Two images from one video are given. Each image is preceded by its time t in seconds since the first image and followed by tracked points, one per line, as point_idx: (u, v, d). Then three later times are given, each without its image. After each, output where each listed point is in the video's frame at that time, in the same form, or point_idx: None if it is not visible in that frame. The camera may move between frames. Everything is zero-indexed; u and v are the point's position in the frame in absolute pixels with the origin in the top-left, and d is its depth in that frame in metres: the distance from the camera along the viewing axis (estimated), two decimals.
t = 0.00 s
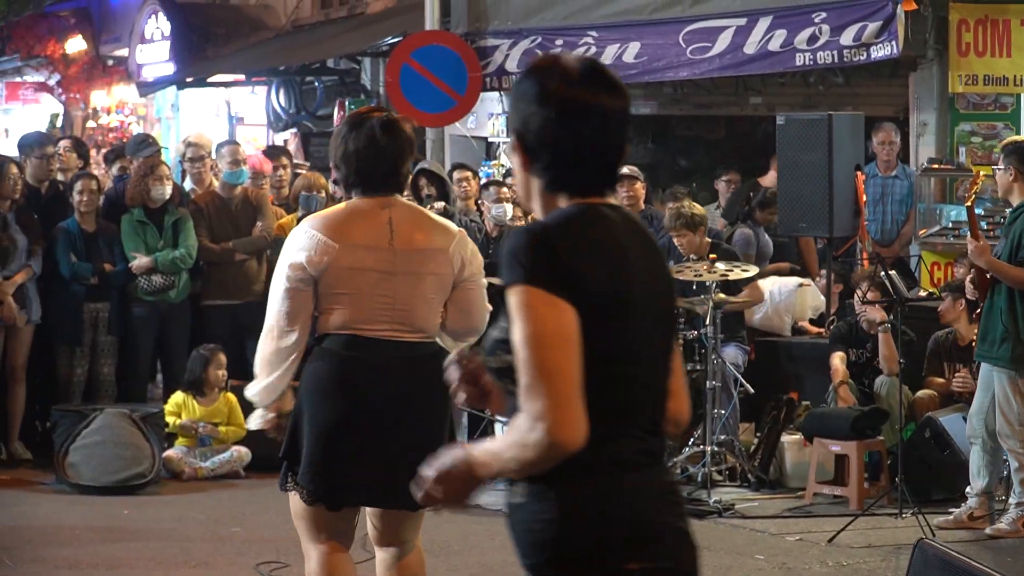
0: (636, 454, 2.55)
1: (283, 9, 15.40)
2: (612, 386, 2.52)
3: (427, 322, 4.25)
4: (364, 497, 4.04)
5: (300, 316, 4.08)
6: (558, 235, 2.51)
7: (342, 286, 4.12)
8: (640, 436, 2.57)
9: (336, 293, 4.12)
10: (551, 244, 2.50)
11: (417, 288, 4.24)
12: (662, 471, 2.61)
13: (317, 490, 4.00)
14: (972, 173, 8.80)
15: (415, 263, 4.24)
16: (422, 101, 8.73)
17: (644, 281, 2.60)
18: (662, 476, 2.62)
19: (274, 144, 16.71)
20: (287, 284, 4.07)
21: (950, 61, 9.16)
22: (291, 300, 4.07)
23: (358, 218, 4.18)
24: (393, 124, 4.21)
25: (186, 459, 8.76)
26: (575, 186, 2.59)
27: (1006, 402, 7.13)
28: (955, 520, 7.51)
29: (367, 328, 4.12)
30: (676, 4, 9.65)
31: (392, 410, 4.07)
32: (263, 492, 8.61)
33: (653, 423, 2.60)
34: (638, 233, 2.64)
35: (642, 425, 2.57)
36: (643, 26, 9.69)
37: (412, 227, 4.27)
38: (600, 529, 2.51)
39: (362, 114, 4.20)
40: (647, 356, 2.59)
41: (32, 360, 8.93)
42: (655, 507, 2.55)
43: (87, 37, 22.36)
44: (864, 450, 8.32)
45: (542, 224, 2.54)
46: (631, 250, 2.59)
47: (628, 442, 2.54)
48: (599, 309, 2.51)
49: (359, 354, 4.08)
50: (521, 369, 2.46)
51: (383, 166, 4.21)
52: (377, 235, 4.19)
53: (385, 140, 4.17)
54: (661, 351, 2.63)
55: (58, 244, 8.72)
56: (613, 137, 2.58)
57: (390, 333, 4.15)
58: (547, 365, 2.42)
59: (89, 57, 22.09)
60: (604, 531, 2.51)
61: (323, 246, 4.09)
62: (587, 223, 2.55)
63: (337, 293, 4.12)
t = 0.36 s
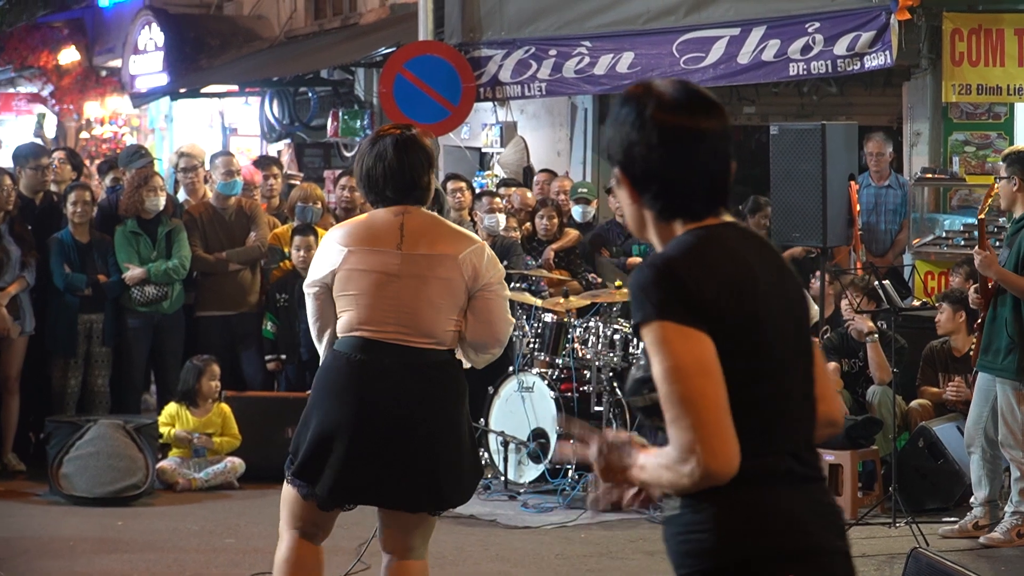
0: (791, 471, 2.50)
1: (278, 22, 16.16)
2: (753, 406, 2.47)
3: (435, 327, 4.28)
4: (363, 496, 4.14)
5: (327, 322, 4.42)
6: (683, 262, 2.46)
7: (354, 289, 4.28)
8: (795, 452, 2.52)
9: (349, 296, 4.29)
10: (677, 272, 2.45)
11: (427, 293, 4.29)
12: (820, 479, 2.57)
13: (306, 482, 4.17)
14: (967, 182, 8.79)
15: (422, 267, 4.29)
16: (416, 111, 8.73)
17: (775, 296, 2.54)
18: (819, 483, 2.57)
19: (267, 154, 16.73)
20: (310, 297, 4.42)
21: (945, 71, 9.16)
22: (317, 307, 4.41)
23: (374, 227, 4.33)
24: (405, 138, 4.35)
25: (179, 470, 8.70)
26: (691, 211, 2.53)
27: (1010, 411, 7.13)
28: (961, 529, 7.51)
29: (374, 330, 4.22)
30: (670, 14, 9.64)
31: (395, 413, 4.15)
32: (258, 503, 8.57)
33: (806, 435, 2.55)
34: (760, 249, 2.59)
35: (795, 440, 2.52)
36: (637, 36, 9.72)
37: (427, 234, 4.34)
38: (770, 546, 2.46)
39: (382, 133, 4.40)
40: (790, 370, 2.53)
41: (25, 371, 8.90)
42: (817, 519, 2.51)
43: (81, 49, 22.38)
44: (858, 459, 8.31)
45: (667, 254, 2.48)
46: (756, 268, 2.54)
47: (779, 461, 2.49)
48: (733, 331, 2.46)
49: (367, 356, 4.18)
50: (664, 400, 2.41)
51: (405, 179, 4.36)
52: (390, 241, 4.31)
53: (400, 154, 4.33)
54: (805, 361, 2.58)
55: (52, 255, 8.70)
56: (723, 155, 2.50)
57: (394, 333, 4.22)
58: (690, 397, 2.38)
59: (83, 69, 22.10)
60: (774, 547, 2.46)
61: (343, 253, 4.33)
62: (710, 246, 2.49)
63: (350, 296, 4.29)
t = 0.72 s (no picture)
0: (823, 467, 2.58)
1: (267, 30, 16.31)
2: (784, 400, 2.58)
3: (424, 335, 4.26)
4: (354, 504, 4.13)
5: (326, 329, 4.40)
6: (724, 262, 2.59)
7: (347, 297, 4.29)
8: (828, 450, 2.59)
9: (342, 303, 4.31)
10: (718, 273, 2.57)
11: (417, 300, 4.27)
12: (858, 481, 2.62)
13: (302, 490, 4.19)
14: (955, 192, 8.80)
15: (414, 275, 4.29)
16: (405, 121, 8.74)
17: (816, 299, 2.64)
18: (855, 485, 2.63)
19: (256, 162, 16.76)
20: (308, 309, 4.40)
21: (933, 81, 9.20)
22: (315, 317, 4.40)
23: (368, 237, 4.35)
24: (405, 147, 4.35)
25: (167, 479, 8.69)
26: (756, 212, 2.65)
27: (998, 422, 7.09)
28: (951, 539, 7.55)
29: (366, 338, 4.23)
30: (660, 23, 9.73)
31: (384, 420, 4.14)
32: (246, 511, 8.55)
33: (844, 433, 2.62)
34: (813, 252, 2.69)
35: (826, 441, 2.59)
36: (627, 45, 9.72)
37: (420, 242, 4.33)
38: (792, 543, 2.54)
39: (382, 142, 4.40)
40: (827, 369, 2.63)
41: (13, 379, 8.88)
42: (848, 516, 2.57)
43: (70, 57, 22.42)
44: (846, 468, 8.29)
45: (712, 253, 2.61)
46: (798, 271, 2.64)
47: (809, 457, 2.57)
48: (764, 331, 2.58)
49: (359, 364, 4.19)
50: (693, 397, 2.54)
51: (407, 185, 4.36)
52: (382, 249, 4.32)
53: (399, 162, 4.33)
54: (850, 363, 2.66)
55: (40, 262, 8.68)
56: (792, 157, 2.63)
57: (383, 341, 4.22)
58: (713, 390, 2.50)
59: (72, 77, 22.14)
60: (798, 544, 2.53)
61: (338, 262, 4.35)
62: (755, 249, 2.61)
63: (343, 303, 4.30)
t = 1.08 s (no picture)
0: (824, 472, 2.83)
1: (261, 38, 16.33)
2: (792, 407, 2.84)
3: (421, 340, 4.28)
4: (361, 512, 4.17)
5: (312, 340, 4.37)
6: (742, 277, 2.87)
7: (338, 305, 4.28)
8: (830, 454, 2.83)
9: (332, 312, 4.30)
10: (734, 286, 2.86)
11: (411, 306, 4.29)
12: (874, 475, 2.86)
13: (309, 506, 4.24)
14: (950, 197, 8.79)
15: (405, 281, 4.30)
16: (400, 128, 8.72)
17: (833, 312, 2.88)
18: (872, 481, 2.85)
19: (251, 170, 16.75)
20: (295, 315, 4.39)
21: (928, 85, 9.16)
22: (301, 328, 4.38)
23: (355, 245, 4.34)
24: (392, 158, 4.42)
25: (163, 486, 8.68)
26: (801, 222, 2.94)
27: (987, 425, 7.10)
28: (949, 543, 7.49)
29: (362, 347, 4.24)
30: (652, 29, 9.73)
31: (385, 426, 4.19)
32: (243, 518, 8.56)
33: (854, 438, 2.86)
34: (838, 267, 2.92)
35: (839, 438, 2.84)
36: (621, 51, 9.74)
37: (408, 247, 4.35)
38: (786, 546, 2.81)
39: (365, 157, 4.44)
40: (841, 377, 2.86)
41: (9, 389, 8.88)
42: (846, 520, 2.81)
43: (64, 66, 22.38)
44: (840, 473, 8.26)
45: (738, 263, 2.89)
46: (815, 284, 2.88)
47: (810, 461, 2.83)
48: (775, 339, 2.85)
49: (357, 372, 4.21)
50: (689, 407, 2.86)
51: (391, 202, 4.42)
52: (371, 256, 4.31)
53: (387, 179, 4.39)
54: (866, 364, 2.88)
55: (35, 272, 8.69)
56: (825, 171, 2.92)
57: (382, 348, 4.24)
58: (706, 390, 2.82)
59: (66, 85, 22.09)
60: (795, 546, 2.81)
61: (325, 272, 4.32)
62: (775, 263, 2.88)
63: (332, 312, 4.29)
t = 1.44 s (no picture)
0: (809, 460, 2.87)
1: (259, 28, 16.31)
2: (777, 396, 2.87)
3: (421, 330, 4.33)
4: (366, 503, 4.21)
5: (305, 335, 4.34)
6: (731, 263, 2.90)
7: (336, 297, 4.27)
8: (815, 442, 2.87)
9: (331, 304, 4.28)
10: (722, 272, 2.89)
11: (410, 295, 4.32)
12: (861, 465, 2.90)
13: (311, 498, 4.25)
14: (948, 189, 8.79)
15: (403, 270, 4.33)
16: (397, 119, 8.71)
17: (822, 303, 2.90)
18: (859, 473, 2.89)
19: (249, 160, 16.75)
20: (288, 307, 4.34)
21: (927, 77, 9.17)
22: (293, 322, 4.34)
23: (349, 235, 4.33)
24: (377, 161, 4.43)
25: (161, 476, 8.69)
26: (793, 212, 2.97)
27: (986, 418, 7.10)
28: (946, 535, 7.52)
29: (363, 338, 4.25)
30: (652, 19, 9.70)
31: (388, 416, 4.22)
32: (241, 508, 8.56)
33: (840, 428, 2.89)
34: (829, 258, 2.93)
35: (829, 427, 2.88)
36: (620, 41, 9.73)
37: (404, 237, 4.37)
38: (770, 532, 2.86)
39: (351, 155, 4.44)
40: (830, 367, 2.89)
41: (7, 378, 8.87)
42: (834, 509, 2.86)
43: (62, 56, 22.36)
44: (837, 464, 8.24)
45: (727, 251, 2.92)
46: (804, 275, 2.90)
47: (794, 448, 2.86)
48: (764, 327, 2.88)
49: (358, 363, 4.23)
50: (666, 384, 2.93)
51: (379, 195, 4.44)
52: (367, 245, 4.31)
53: (370, 176, 4.41)
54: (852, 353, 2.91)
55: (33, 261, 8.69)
56: (821, 160, 2.93)
57: (383, 340, 4.26)
58: (686, 370, 2.89)
59: (65, 75, 22.06)
60: (781, 535, 2.86)
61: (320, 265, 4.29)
62: (764, 252, 2.91)
63: (329, 303, 4.28)
